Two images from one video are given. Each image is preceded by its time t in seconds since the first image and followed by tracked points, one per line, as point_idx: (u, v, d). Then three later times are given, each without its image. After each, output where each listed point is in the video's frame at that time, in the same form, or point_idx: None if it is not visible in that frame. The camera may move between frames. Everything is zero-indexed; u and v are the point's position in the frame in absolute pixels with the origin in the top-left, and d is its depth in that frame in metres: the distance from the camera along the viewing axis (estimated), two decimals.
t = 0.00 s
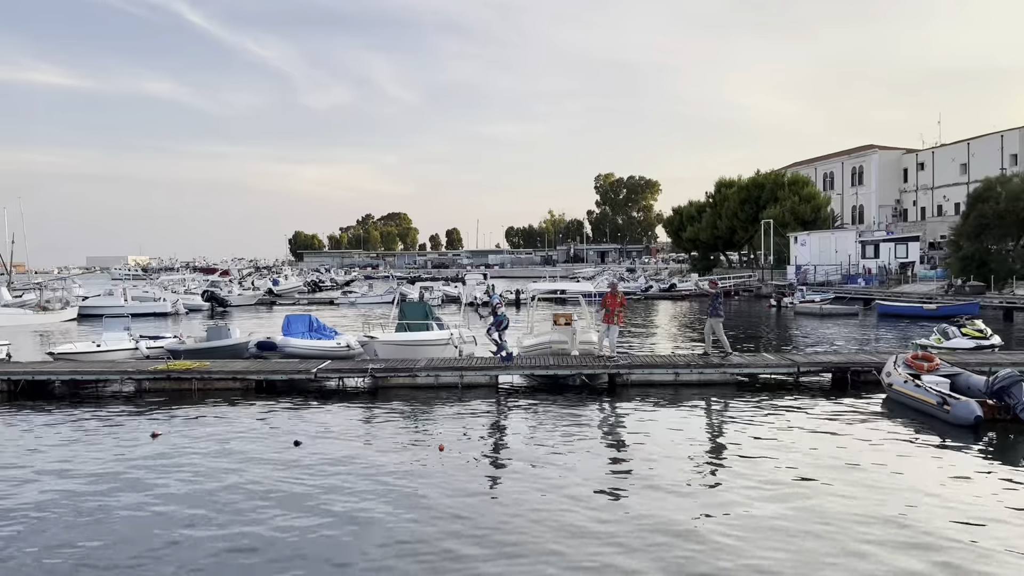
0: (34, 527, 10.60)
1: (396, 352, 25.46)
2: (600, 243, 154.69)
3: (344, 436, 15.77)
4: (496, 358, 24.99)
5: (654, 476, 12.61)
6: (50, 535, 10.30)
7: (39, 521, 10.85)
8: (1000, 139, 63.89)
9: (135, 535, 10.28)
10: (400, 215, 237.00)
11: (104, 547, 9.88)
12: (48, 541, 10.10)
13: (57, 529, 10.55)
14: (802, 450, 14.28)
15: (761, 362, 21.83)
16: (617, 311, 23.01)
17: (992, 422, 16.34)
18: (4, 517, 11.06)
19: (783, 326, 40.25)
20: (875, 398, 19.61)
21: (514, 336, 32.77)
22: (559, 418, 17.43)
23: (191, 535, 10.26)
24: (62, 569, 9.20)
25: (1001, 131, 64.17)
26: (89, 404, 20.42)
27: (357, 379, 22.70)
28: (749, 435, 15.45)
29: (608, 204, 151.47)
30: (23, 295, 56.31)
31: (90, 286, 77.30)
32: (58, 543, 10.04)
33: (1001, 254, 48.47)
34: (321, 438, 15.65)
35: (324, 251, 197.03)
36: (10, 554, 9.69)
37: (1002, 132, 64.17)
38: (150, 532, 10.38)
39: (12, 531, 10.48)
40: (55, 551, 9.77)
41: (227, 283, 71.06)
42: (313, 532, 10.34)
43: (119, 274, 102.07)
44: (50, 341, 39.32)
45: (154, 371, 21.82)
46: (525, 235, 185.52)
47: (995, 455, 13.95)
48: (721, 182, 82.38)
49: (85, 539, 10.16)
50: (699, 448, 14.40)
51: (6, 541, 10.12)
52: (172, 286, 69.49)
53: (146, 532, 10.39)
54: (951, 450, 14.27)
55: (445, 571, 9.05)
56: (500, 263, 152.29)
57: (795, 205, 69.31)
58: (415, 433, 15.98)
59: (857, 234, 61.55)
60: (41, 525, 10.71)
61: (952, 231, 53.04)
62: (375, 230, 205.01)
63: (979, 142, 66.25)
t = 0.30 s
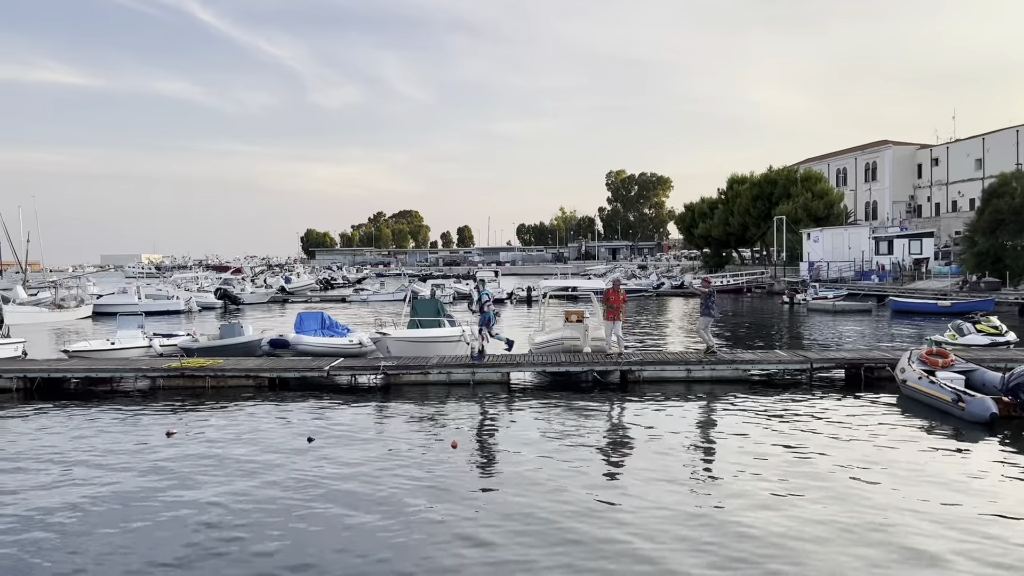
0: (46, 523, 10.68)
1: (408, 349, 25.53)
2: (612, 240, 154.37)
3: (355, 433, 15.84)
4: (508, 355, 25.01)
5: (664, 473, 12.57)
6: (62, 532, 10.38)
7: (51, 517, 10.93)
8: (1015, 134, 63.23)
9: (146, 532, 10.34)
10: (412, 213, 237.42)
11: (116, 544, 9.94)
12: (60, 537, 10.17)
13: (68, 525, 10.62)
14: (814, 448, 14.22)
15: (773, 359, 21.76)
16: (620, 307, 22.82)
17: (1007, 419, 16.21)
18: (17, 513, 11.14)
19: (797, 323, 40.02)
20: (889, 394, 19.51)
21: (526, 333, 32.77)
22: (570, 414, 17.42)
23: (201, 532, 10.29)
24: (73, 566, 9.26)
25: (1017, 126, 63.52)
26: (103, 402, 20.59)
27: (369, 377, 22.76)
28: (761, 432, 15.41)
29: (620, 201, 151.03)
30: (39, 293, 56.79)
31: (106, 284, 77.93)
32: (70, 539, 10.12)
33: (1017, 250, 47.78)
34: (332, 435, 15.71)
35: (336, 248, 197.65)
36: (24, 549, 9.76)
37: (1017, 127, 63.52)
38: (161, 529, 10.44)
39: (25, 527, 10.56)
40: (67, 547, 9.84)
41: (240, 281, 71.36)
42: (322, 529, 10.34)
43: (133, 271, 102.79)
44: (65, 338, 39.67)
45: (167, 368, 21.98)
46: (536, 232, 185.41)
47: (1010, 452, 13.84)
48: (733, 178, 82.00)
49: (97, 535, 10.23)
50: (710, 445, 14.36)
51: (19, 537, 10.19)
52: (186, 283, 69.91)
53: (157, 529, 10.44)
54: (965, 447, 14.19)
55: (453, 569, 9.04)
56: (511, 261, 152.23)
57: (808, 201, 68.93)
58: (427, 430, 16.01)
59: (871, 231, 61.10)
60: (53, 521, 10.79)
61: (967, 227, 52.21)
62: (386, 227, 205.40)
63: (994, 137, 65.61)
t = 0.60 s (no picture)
0: (65, 519, 10.78)
1: (422, 345, 25.81)
2: (625, 236, 154.10)
3: (371, 429, 15.92)
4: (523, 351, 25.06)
5: (678, 468, 12.55)
6: (80, 526, 10.47)
7: (70, 512, 11.03)
8: None
9: (162, 527, 10.40)
10: (425, 210, 238.01)
11: (133, 538, 10.02)
12: (78, 532, 10.27)
13: (86, 520, 10.71)
14: (830, 444, 14.17)
15: (788, 355, 21.73)
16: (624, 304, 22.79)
17: None
18: (35, 509, 11.24)
19: (812, 319, 39.81)
20: (906, 391, 19.41)
21: (540, 329, 32.80)
22: (586, 411, 17.43)
23: (218, 528, 10.35)
24: (91, 560, 9.33)
25: None
26: (121, 398, 20.80)
27: (383, 373, 22.88)
28: (777, 428, 15.35)
29: (633, 197, 150.59)
30: (57, 290, 57.32)
31: (123, 282, 78.63)
32: (89, 533, 10.21)
33: None
34: (348, 431, 15.79)
35: (350, 246, 198.52)
36: (43, 545, 9.86)
37: None
38: (178, 524, 10.51)
39: (43, 522, 10.66)
40: (85, 542, 9.92)
41: (255, 278, 71.84)
42: (338, 525, 10.37)
43: (149, 268, 103.79)
44: (82, 335, 40.08)
45: (184, 365, 22.19)
46: (549, 229, 185.19)
47: None
48: (747, 174, 81.64)
49: (115, 530, 10.31)
50: (725, 441, 14.34)
51: (38, 532, 10.28)
52: (201, 280, 70.44)
53: (173, 524, 10.51)
54: (983, 443, 14.10)
55: (469, 564, 9.04)
56: (524, 257, 152.31)
57: (823, 196, 68.57)
58: (442, 426, 16.07)
59: (887, 226, 60.73)
60: (71, 516, 10.88)
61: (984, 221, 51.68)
62: (400, 224, 205.82)
63: (1011, 132, 65.00)
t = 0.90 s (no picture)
0: (82, 515, 10.84)
1: (437, 341, 25.79)
2: (639, 232, 153.61)
3: (387, 425, 15.99)
4: (537, 348, 25.06)
5: (694, 466, 12.47)
6: (97, 523, 10.52)
7: (87, 509, 11.09)
8: None
9: (178, 524, 10.43)
10: (439, 206, 238.42)
11: (149, 535, 10.05)
12: (95, 529, 10.31)
13: (102, 517, 10.76)
14: (847, 440, 14.07)
15: (804, 351, 21.62)
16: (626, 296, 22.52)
17: None
18: (53, 505, 11.32)
19: (828, 315, 39.56)
20: (924, 387, 19.26)
21: (555, 325, 32.76)
22: (602, 407, 17.40)
23: (233, 524, 10.37)
24: (108, 557, 9.38)
25: None
26: (138, 393, 20.96)
27: (398, 369, 22.95)
28: (793, 425, 15.28)
29: (647, 193, 149.97)
30: (75, 287, 57.83)
31: (140, 279, 79.33)
32: (106, 530, 10.26)
33: None
34: (363, 427, 15.84)
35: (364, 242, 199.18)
36: (61, 541, 9.91)
37: None
38: (193, 522, 10.53)
39: (61, 518, 10.73)
40: (102, 539, 9.97)
41: (271, 275, 72.26)
42: (353, 522, 10.38)
43: (165, 265, 104.63)
44: (100, 332, 40.44)
45: (200, 360, 22.36)
46: (563, 225, 184.90)
47: None
48: (763, 169, 81.16)
49: (131, 527, 10.35)
50: (741, 438, 14.26)
51: (55, 528, 10.34)
52: (216, 277, 70.86)
53: (189, 521, 10.54)
54: (1003, 439, 13.96)
55: (485, 563, 9.01)
56: (538, 254, 152.25)
57: (839, 191, 68.07)
58: (458, 422, 16.11)
59: (904, 221, 60.25)
60: (88, 513, 10.94)
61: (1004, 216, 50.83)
62: (414, 220, 206.15)
63: None
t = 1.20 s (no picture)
0: (100, 510, 10.93)
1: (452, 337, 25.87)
2: (654, 227, 153.13)
3: (402, 420, 16.06)
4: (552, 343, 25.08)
5: (709, 463, 12.44)
6: (117, 517, 10.63)
7: (107, 503, 11.20)
8: None
9: (196, 518, 10.52)
10: (453, 202, 238.76)
11: (168, 528, 10.15)
12: (113, 522, 10.44)
13: (121, 511, 10.86)
14: (863, 436, 14.02)
15: (820, 347, 21.52)
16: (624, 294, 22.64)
17: None
18: (73, 499, 11.45)
19: (844, 311, 39.33)
20: (942, 384, 19.12)
21: (570, 321, 32.78)
22: (616, 402, 17.40)
23: (250, 519, 10.43)
24: (127, 551, 9.47)
25: None
26: (156, 388, 21.18)
27: (413, 365, 23.04)
28: (808, 421, 15.22)
29: (662, 188, 149.40)
30: (93, 282, 58.40)
31: (156, 274, 80.02)
32: (125, 524, 10.34)
33: None
34: (378, 422, 15.91)
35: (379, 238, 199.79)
36: (81, 534, 10.02)
37: None
38: (211, 515, 10.62)
39: (81, 512, 10.85)
40: (119, 532, 10.06)
41: (287, 270, 72.66)
42: (369, 517, 10.40)
43: (182, 261, 105.47)
44: (119, 327, 40.89)
45: (217, 356, 22.55)
46: (577, 221, 184.56)
47: None
48: (779, 164, 80.71)
49: (150, 521, 10.44)
50: (757, 434, 14.22)
51: (75, 522, 10.47)
52: (233, 273, 71.32)
53: (205, 516, 10.62)
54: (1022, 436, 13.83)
55: (500, 559, 9.00)
56: (553, 250, 152.17)
57: (856, 186, 67.58)
58: (472, 417, 16.16)
59: (922, 216, 59.74)
60: (106, 507, 11.04)
61: None
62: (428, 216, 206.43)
63: None
